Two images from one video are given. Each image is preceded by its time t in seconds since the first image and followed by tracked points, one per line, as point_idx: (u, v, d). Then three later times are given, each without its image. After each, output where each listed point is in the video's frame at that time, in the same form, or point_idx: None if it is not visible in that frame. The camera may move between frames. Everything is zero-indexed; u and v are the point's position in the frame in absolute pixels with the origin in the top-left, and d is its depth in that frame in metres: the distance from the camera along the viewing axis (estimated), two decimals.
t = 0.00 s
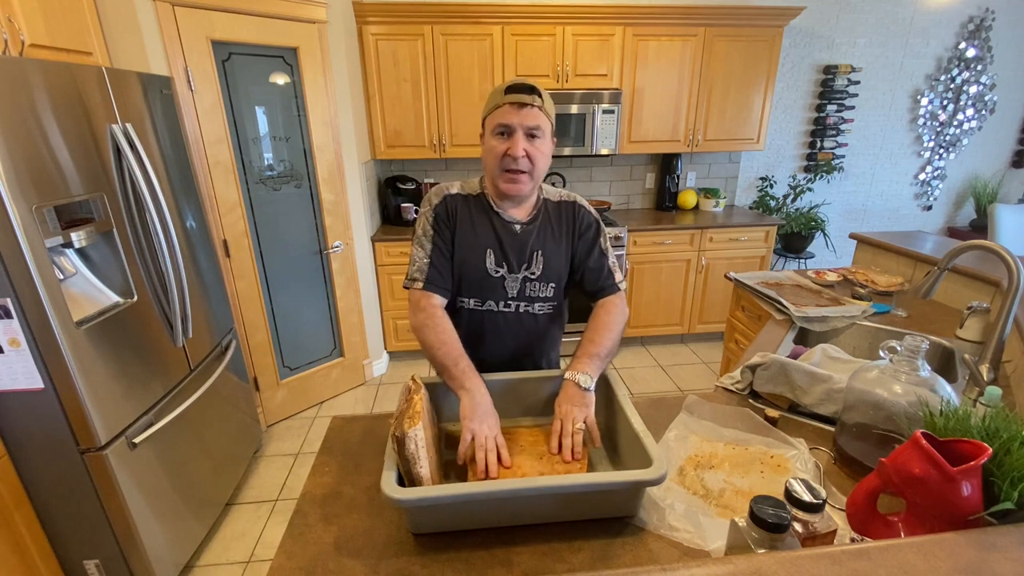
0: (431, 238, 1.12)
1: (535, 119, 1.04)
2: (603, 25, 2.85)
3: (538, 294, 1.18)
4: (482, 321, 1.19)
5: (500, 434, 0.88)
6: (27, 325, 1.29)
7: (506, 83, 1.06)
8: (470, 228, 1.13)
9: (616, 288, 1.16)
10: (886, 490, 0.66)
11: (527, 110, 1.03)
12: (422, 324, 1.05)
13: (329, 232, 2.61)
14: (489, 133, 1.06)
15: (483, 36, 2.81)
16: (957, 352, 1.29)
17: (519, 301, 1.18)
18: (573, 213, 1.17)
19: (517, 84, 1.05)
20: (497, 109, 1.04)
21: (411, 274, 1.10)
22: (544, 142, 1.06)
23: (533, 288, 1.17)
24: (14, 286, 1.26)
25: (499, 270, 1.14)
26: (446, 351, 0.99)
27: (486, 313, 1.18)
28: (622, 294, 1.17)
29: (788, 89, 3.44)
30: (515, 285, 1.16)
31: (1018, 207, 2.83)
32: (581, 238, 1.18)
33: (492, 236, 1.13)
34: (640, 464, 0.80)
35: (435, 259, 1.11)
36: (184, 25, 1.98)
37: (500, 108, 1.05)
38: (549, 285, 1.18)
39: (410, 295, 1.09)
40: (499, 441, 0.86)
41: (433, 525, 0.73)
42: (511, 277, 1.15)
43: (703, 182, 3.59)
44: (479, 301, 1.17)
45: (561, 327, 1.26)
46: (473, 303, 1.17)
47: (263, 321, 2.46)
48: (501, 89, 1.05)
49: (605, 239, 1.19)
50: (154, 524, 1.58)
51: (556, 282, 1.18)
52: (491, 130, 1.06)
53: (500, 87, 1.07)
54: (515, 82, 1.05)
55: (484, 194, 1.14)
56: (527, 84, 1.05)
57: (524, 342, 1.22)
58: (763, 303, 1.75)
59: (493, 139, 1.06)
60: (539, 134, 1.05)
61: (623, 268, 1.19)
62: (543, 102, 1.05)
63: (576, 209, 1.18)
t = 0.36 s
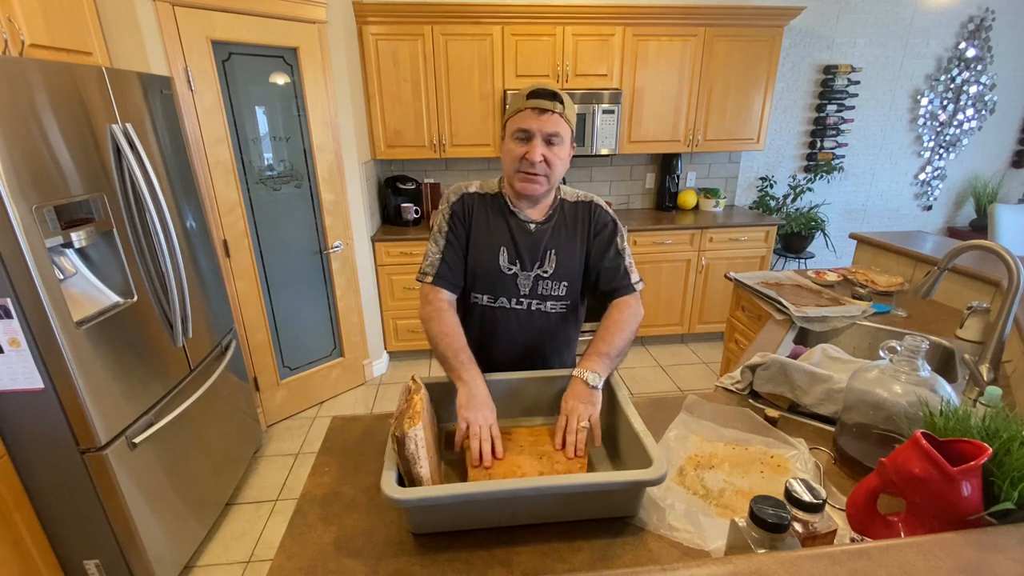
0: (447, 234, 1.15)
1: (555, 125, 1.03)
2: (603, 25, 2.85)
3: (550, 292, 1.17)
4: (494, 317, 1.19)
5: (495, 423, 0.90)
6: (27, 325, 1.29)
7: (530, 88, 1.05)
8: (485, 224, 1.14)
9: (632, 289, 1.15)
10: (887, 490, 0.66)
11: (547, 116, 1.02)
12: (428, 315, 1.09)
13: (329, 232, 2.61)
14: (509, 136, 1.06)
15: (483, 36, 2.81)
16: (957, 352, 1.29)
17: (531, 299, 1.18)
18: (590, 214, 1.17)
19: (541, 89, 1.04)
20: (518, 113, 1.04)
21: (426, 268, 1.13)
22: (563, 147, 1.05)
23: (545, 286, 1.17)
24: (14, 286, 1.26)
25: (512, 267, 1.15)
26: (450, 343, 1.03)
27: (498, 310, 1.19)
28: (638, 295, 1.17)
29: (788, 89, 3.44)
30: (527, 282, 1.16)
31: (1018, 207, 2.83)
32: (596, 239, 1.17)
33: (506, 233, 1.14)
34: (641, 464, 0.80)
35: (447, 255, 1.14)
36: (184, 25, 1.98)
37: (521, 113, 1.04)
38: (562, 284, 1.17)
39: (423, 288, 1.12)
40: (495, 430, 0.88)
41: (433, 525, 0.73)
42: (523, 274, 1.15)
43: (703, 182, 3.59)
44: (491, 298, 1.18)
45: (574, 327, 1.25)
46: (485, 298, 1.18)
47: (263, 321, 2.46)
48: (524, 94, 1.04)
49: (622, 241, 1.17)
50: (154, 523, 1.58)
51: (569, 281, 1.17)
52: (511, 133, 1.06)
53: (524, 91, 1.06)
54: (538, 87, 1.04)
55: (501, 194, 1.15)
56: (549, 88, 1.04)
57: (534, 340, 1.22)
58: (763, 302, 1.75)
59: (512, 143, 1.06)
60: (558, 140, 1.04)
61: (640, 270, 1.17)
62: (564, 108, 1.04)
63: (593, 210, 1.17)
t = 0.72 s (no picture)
0: (446, 236, 1.15)
1: (560, 155, 0.98)
2: (603, 25, 2.85)
3: (550, 295, 1.17)
4: (492, 320, 1.19)
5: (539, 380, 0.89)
6: (27, 325, 1.29)
7: (531, 108, 0.94)
8: (484, 226, 1.14)
9: (626, 297, 1.18)
10: (887, 490, 0.66)
11: (552, 148, 0.96)
12: (433, 314, 1.08)
13: (329, 232, 2.61)
14: (511, 161, 1.00)
15: (483, 36, 2.81)
16: (957, 351, 1.29)
17: (530, 301, 1.17)
18: (591, 219, 1.16)
19: (544, 112, 0.94)
20: (520, 143, 0.96)
21: (424, 270, 1.13)
22: (566, 169, 1.01)
23: (544, 289, 1.17)
24: (14, 286, 1.26)
25: (511, 268, 1.14)
26: (461, 327, 1.03)
27: (497, 312, 1.18)
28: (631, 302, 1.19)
29: (788, 89, 3.44)
30: (526, 284, 1.16)
31: (1018, 207, 2.83)
32: (596, 243, 1.17)
33: (505, 235, 1.14)
34: (640, 464, 0.80)
35: (445, 256, 1.14)
36: (184, 25, 1.98)
37: (524, 143, 0.96)
38: (562, 287, 1.17)
39: (421, 290, 1.12)
40: (544, 389, 0.87)
41: (433, 525, 0.73)
42: (523, 276, 1.15)
43: (703, 182, 3.59)
44: (490, 300, 1.18)
45: (572, 330, 1.25)
46: (484, 300, 1.18)
47: (263, 321, 2.46)
48: (526, 119, 0.95)
49: (620, 246, 1.18)
50: (155, 523, 1.58)
51: (568, 284, 1.17)
52: (513, 161, 0.99)
53: (524, 111, 0.95)
54: (540, 109, 0.94)
55: (498, 195, 1.14)
56: (555, 110, 0.94)
57: (532, 342, 1.22)
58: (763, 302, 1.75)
59: (516, 171, 1.00)
60: (562, 166, 1.00)
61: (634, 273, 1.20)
62: (569, 131, 0.96)
63: (594, 215, 1.17)
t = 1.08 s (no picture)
0: (444, 247, 1.11)
1: (555, 163, 0.96)
2: (603, 25, 2.85)
3: (550, 303, 1.18)
4: (494, 329, 1.20)
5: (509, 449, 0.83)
6: (27, 325, 1.29)
7: (526, 115, 0.93)
8: (482, 236, 1.12)
9: (619, 299, 1.16)
10: (886, 490, 0.66)
11: (548, 157, 0.95)
12: (427, 335, 1.04)
13: (329, 232, 2.61)
14: (504, 168, 0.99)
15: (483, 36, 2.81)
16: (957, 351, 1.29)
17: (532, 310, 1.18)
18: (585, 222, 1.16)
19: (539, 119, 0.93)
20: (514, 152, 0.95)
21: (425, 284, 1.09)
22: (561, 177, 1.00)
23: (545, 297, 1.18)
24: (14, 286, 1.26)
25: (512, 279, 1.14)
26: (449, 362, 0.97)
27: (499, 322, 1.19)
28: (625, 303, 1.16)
29: (788, 89, 3.44)
30: (527, 294, 1.17)
31: (1019, 207, 2.83)
32: (591, 250, 1.17)
33: (504, 245, 1.13)
34: (640, 464, 0.80)
35: (445, 267, 1.11)
36: (184, 25, 1.98)
37: (518, 151, 0.95)
38: (562, 294, 1.18)
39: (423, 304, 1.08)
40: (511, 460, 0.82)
41: (432, 525, 0.73)
42: (524, 286, 1.16)
43: (703, 182, 3.59)
44: (492, 311, 1.18)
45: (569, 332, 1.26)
46: (485, 312, 1.18)
47: (263, 321, 2.46)
48: (520, 125, 0.93)
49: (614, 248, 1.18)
50: (155, 523, 1.58)
51: (568, 290, 1.18)
52: (507, 168, 0.98)
53: (519, 117, 0.94)
54: (535, 116, 0.93)
55: (492, 200, 1.13)
56: (550, 117, 0.93)
57: (534, 349, 1.23)
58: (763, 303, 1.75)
59: (509, 179, 0.99)
60: (557, 175, 0.99)
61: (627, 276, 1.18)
62: (565, 139, 0.95)
63: (588, 217, 1.17)
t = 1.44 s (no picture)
0: (438, 250, 1.09)
1: (549, 168, 0.96)
2: (603, 25, 2.85)
3: (543, 307, 1.18)
4: (488, 335, 1.21)
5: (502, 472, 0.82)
6: (27, 325, 1.29)
7: (519, 119, 0.93)
8: (475, 240, 1.12)
9: (609, 300, 1.12)
10: (887, 490, 0.66)
11: (542, 162, 0.95)
12: (429, 344, 1.00)
13: (329, 232, 2.61)
14: (497, 173, 0.98)
15: (483, 36, 2.81)
16: (957, 351, 1.29)
17: (525, 315, 1.19)
18: (577, 222, 1.15)
19: (533, 123, 0.93)
20: (507, 157, 0.94)
21: (419, 290, 1.07)
22: (554, 181, 1.01)
23: (538, 301, 1.18)
24: (14, 286, 1.26)
25: (504, 284, 1.15)
26: (448, 376, 0.93)
27: (492, 327, 1.19)
28: (618, 302, 1.13)
29: (788, 89, 3.44)
30: (520, 299, 1.17)
31: (1019, 207, 2.83)
32: (582, 248, 1.16)
33: (496, 250, 1.12)
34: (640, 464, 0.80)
35: (441, 271, 1.08)
36: (184, 25, 1.98)
37: (511, 156, 0.95)
38: (555, 297, 1.18)
39: (421, 310, 1.06)
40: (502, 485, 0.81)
41: (432, 526, 0.73)
42: (516, 292, 1.16)
43: (703, 182, 3.59)
44: (484, 316, 1.18)
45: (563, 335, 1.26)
46: (479, 317, 1.18)
47: (263, 321, 2.46)
48: (513, 129, 0.93)
49: (607, 248, 1.17)
50: (155, 524, 1.58)
51: (561, 293, 1.18)
52: (500, 174, 0.98)
53: (513, 122, 0.93)
54: (529, 120, 0.93)
55: (483, 203, 1.12)
56: (544, 121, 0.93)
57: (528, 354, 1.24)
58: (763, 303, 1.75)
59: (503, 184, 0.99)
60: (551, 179, 0.99)
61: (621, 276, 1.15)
62: (559, 144, 0.95)
63: (580, 217, 1.16)
